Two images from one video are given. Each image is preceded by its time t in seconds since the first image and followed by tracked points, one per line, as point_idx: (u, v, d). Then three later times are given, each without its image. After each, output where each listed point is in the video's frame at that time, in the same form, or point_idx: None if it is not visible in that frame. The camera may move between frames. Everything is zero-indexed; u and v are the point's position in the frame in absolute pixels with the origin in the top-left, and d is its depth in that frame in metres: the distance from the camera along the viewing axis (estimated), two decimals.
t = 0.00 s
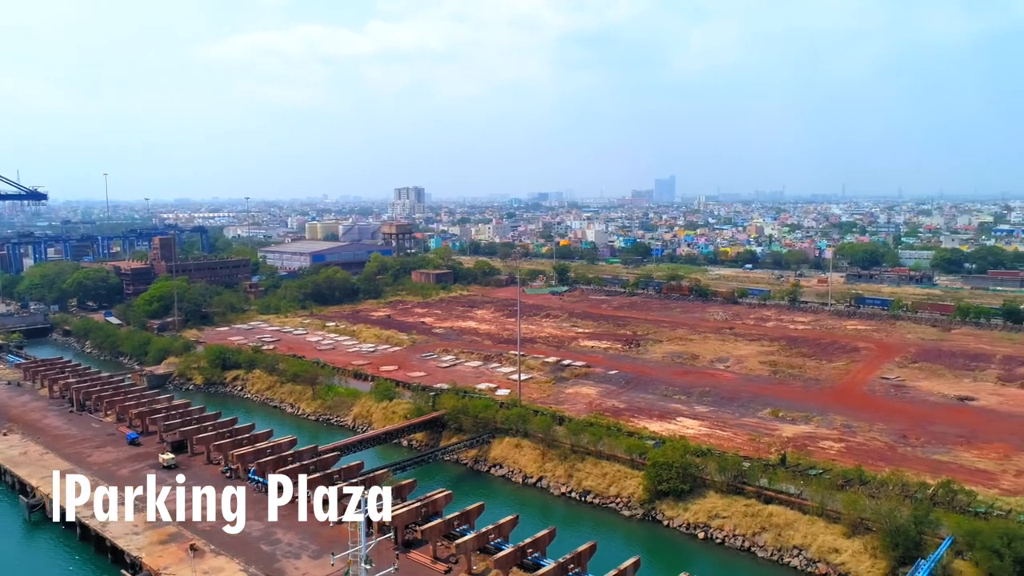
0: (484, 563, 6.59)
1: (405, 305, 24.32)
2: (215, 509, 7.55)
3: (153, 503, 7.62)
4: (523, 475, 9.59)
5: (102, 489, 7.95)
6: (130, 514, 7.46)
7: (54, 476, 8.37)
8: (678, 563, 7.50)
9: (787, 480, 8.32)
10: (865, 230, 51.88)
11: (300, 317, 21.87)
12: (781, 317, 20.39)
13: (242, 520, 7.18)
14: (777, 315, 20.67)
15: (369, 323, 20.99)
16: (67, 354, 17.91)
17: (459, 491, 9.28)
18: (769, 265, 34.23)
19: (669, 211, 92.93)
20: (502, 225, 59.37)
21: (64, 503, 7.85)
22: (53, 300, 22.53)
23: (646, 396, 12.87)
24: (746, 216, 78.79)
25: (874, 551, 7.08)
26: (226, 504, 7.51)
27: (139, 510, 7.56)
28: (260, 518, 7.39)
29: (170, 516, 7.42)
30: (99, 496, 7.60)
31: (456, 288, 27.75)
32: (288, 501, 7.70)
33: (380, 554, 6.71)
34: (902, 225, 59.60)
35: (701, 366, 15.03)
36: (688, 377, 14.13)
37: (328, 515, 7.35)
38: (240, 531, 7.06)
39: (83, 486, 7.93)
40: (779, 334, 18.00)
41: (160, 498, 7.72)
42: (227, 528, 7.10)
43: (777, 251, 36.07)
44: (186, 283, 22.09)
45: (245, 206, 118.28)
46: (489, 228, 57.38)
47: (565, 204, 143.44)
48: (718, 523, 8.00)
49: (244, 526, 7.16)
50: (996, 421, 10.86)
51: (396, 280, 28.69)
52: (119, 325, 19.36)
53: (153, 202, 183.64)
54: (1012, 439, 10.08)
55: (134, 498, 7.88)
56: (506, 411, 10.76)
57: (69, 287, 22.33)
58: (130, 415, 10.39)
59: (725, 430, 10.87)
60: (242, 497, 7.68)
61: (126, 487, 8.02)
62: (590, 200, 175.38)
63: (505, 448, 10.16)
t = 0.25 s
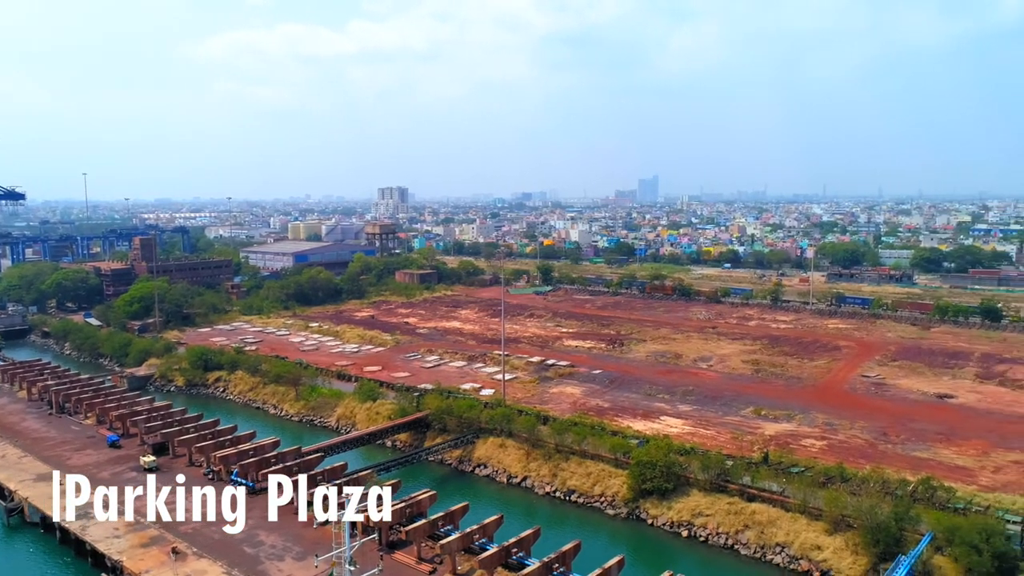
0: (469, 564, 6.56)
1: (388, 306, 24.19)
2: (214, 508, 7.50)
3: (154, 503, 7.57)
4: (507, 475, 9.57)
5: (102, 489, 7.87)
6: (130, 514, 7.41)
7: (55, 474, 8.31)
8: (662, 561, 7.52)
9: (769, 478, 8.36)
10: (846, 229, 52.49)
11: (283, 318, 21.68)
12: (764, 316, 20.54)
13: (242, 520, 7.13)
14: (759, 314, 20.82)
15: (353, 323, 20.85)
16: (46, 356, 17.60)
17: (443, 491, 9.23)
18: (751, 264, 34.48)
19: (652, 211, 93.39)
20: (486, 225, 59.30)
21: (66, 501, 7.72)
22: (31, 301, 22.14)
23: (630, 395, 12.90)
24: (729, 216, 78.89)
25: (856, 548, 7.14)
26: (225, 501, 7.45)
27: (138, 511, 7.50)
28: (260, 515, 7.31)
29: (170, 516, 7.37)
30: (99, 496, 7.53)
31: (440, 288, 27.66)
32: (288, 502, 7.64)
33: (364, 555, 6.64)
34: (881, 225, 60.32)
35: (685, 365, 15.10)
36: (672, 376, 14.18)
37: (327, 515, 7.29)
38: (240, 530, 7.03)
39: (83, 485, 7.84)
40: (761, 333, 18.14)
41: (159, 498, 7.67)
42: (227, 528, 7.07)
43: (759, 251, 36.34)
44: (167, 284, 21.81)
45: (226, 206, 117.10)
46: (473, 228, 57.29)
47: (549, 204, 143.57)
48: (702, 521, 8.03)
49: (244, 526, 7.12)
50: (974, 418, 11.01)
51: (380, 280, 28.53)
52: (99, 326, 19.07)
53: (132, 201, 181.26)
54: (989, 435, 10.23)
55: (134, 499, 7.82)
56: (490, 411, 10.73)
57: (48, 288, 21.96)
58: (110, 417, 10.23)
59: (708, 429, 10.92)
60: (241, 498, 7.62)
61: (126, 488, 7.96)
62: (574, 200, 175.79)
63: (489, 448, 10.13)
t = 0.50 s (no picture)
0: (455, 564, 6.52)
1: (373, 306, 24.07)
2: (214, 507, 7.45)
3: (154, 504, 7.52)
4: (493, 475, 9.54)
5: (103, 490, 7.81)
6: (130, 514, 7.38)
7: (54, 473, 8.25)
8: (648, 560, 7.54)
9: (753, 476, 8.40)
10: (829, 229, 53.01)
11: (267, 319, 21.51)
12: (747, 315, 20.67)
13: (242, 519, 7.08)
14: (744, 314, 20.95)
15: (338, 324, 20.73)
16: (26, 358, 17.33)
17: (428, 492, 9.19)
18: (735, 264, 34.69)
19: (636, 211, 93.72)
20: (471, 225, 59.22)
21: (65, 502, 7.64)
22: (10, 303, 21.80)
23: (615, 394, 12.92)
24: (714, 215, 79.09)
25: (839, 545, 7.19)
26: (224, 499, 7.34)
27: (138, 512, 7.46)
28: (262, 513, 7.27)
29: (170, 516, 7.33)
30: (99, 496, 7.47)
31: (425, 288, 27.57)
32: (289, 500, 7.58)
33: (349, 557, 6.56)
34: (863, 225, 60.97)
35: (669, 364, 15.15)
36: (657, 375, 14.23)
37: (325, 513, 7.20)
38: (240, 530, 6.97)
39: (82, 485, 7.75)
40: (745, 332, 18.25)
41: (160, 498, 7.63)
42: (226, 528, 7.01)
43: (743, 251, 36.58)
44: (149, 284, 21.56)
45: (209, 206, 116.00)
46: (458, 228, 57.20)
47: (534, 203, 143.65)
48: (687, 520, 8.05)
49: (243, 526, 7.06)
50: (955, 416, 11.14)
51: (365, 280, 28.38)
52: (80, 327, 18.79)
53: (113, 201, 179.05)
54: (970, 433, 10.35)
55: (134, 499, 7.76)
56: (476, 411, 10.70)
57: (28, 289, 21.63)
58: (92, 419, 10.08)
59: (693, 428, 10.96)
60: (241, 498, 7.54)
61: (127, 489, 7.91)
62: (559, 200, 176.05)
63: (475, 448, 10.10)
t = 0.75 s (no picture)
0: (442, 565, 6.47)
1: (359, 307, 23.94)
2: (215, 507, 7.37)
3: (153, 504, 7.43)
4: (480, 475, 9.51)
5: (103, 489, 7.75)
6: (130, 514, 7.31)
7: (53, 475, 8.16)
8: (634, 559, 7.54)
9: (739, 475, 8.43)
10: (813, 229, 53.45)
11: (252, 319, 21.33)
12: (733, 315, 20.77)
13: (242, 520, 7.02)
14: (729, 313, 21.05)
15: (323, 324, 20.59)
16: (6, 360, 17.04)
17: (415, 492, 9.14)
18: (720, 263, 34.88)
19: (622, 211, 93.94)
20: (457, 225, 59.08)
21: (65, 502, 7.58)
22: None
23: (602, 394, 12.93)
24: (699, 215, 79.32)
25: (824, 543, 7.23)
26: (225, 499, 7.26)
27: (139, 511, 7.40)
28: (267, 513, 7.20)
29: (170, 516, 7.26)
30: (99, 496, 7.40)
31: (411, 289, 27.46)
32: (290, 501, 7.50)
33: (335, 559, 6.49)
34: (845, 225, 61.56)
35: (655, 363, 15.19)
36: (642, 375, 14.26)
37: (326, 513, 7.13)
38: (241, 531, 6.90)
39: (82, 484, 7.69)
40: (730, 331, 18.34)
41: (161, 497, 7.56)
42: (226, 528, 6.95)
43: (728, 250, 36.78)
44: (132, 285, 21.30)
45: (192, 206, 114.86)
46: (444, 228, 57.06)
47: (520, 204, 143.62)
48: (673, 519, 8.06)
49: (244, 527, 6.99)
50: (937, 414, 11.25)
51: (350, 281, 28.22)
52: (62, 329, 18.52)
53: (95, 201, 177.00)
54: (952, 430, 10.45)
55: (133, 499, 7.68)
56: (462, 411, 10.66)
57: (8, 290, 21.29)
58: (74, 421, 9.92)
59: (679, 427, 10.99)
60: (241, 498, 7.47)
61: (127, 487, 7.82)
62: (546, 200, 176.25)
63: (461, 448, 10.07)
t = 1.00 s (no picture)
0: (428, 565, 6.43)
1: (344, 307, 23.81)
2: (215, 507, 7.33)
3: (153, 504, 7.36)
4: (466, 476, 9.48)
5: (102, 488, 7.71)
6: (130, 514, 7.28)
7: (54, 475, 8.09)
8: (621, 558, 7.55)
9: (724, 473, 8.46)
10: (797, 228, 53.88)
11: (236, 320, 21.14)
12: (717, 314, 20.89)
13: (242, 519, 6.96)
14: (714, 313, 21.17)
15: (308, 325, 20.45)
16: None
17: (401, 493, 9.10)
18: (705, 263, 35.07)
19: (608, 211, 94.15)
20: (443, 225, 58.97)
21: (65, 502, 7.52)
22: None
23: (588, 394, 12.94)
24: (683, 216, 79.69)
25: (809, 540, 7.27)
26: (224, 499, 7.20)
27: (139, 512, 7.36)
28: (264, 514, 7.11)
29: (170, 516, 7.22)
30: (100, 495, 7.36)
31: (397, 289, 27.35)
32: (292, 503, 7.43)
33: (321, 561, 6.43)
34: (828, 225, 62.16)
35: (641, 363, 15.24)
36: (628, 374, 14.29)
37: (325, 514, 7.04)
38: (241, 530, 6.86)
39: (82, 484, 7.62)
40: (715, 331, 18.45)
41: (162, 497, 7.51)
42: (226, 528, 6.91)
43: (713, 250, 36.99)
44: (115, 286, 21.04)
45: (175, 206, 113.72)
46: (430, 228, 56.92)
47: (506, 204, 143.55)
48: (659, 518, 8.08)
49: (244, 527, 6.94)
50: (919, 412, 11.37)
51: (336, 281, 28.06)
52: (42, 330, 18.24)
53: (76, 201, 174.79)
54: (934, 428, 10.57)
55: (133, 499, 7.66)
56: (448, 411, 10.63)
57: None
58: (56, 423, 9.76)
59: (665, 426, 11.02)
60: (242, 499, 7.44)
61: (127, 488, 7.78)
62: (531, 200, 176.42)
63: (448, 449, 10.03)
